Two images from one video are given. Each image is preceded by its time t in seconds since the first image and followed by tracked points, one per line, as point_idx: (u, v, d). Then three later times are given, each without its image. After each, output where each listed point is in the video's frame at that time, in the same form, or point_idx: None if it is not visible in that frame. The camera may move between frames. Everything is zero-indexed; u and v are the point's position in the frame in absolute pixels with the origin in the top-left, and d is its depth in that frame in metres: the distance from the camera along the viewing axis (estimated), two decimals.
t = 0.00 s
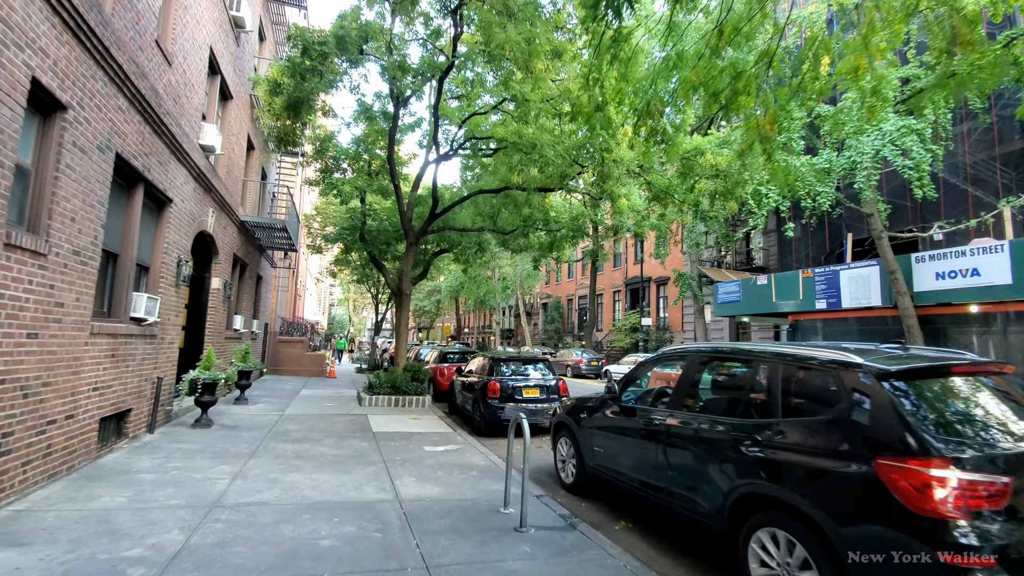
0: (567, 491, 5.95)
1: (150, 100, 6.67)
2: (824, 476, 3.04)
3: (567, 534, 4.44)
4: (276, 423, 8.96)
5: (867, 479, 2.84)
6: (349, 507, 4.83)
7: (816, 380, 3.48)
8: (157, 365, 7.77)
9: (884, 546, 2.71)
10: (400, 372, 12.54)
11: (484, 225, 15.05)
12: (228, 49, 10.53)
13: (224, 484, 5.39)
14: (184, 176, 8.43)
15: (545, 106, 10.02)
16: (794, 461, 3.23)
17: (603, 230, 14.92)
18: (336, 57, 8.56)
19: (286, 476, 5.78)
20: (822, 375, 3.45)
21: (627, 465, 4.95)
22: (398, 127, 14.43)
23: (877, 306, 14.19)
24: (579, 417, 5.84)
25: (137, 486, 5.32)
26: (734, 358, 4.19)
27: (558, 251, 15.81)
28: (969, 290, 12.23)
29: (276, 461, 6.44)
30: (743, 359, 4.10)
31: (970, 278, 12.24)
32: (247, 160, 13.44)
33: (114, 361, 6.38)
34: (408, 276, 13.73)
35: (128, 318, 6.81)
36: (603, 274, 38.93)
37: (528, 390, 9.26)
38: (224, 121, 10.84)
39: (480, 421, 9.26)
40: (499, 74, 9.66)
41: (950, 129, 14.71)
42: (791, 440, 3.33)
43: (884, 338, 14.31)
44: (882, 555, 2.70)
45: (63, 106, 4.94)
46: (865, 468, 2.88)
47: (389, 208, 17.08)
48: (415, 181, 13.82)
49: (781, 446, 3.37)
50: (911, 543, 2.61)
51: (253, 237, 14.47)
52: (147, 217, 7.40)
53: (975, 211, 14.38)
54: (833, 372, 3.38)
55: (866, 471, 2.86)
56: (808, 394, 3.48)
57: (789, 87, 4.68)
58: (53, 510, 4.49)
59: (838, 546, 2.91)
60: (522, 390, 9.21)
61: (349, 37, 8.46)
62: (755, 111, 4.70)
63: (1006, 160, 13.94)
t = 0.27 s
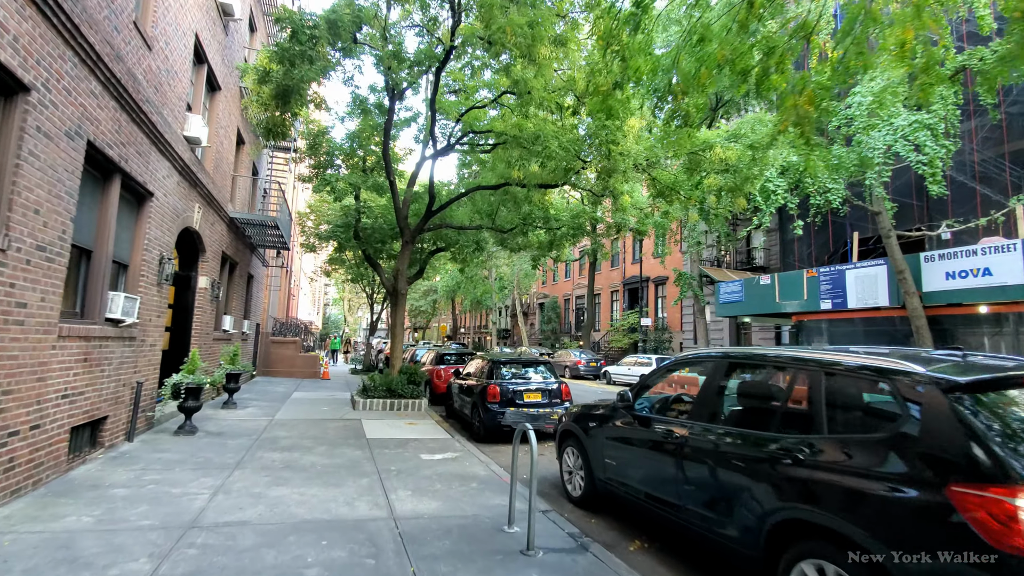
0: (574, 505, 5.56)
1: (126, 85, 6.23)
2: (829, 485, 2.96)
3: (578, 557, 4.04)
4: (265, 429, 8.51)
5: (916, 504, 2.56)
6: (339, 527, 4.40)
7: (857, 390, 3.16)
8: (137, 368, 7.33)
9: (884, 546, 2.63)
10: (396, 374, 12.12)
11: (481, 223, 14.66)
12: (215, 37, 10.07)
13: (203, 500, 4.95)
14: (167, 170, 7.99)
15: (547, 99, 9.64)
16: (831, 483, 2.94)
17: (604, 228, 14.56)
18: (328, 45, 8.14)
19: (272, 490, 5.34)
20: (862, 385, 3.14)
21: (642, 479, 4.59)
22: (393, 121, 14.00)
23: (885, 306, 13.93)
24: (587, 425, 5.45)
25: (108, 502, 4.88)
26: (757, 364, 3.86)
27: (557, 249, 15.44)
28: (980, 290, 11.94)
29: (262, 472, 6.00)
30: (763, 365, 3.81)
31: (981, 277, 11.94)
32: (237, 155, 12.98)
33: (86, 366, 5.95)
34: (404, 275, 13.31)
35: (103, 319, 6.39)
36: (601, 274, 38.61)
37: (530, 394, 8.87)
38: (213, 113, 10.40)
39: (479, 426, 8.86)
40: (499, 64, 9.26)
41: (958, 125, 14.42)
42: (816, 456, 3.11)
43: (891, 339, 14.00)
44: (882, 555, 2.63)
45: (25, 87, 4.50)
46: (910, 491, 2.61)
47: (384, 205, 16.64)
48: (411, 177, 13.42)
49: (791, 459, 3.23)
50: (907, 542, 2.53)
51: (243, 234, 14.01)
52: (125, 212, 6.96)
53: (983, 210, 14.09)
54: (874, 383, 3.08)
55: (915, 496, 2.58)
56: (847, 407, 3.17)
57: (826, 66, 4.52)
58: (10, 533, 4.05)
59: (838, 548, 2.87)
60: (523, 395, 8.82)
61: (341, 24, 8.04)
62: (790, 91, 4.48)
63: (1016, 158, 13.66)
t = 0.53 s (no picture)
0: (588, 514, 5.18)
1: (106, 64, 5.81)
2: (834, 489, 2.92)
3: None
4: (257, 432, 8.10)
5: (967, 519, 2.34)
6: (335, 542, 4.02)
7: (902, 390, 2.90)
8: (119, 369, 6.89)
9: (883, 546, 2.63)
10: (393, 374, 11.72)
11: (481, 219, 14.27)
12: (205, 22, 9.63)
13: (186, 513, 4.53)
14: (153, 159, 7.57)
15: (552, 88, 9.28)
16: (873, 494, 2.72)
17: (607, 225, 14.22)
18: (322, 28, 7.72)
19: (262, 500, 4.94)
20: (906, 382, 2.90)
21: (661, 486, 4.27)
22: (391, 114, 13.58)
23: (893, 305, 13.66)
24: (601, 429, 5.09)
25: (81, 515, 4.45)
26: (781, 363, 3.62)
27: (559, 246, 15.08)
28: (991, 288, 11.58)
29: (252, 480, 5.59)
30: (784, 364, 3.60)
31: (995, 275, 11.53)
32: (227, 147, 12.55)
33: (61, 366, 5.53)
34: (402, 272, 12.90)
35: (80, 315, 5.96)
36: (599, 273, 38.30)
37: (534, 395, 8.49)
38: (205, 101, 10.00)
39: (482, 429, 8.47)
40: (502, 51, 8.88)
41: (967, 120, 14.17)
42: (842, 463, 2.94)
43: (900, 338, 13.71)
44: (882, 555, 2.63)
45: None
46: (958, 506, 2.40)
47: (381, 201, 16.22)
48: (410, 171, 13.01)
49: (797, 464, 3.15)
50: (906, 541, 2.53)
51: (235, 230, 13.55)
52: (106, 201, 6.56)
53: (994, 206, 13.84)
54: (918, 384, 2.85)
55: (963, 511, 2.37)
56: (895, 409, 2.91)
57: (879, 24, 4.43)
58: None
59: (837, 549, 2.86)
60: (527, 396, 8.43)
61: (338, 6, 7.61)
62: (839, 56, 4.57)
63: None
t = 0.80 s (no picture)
0: (605, 531, 4.80)
1: (85, 45, 5.39)
2: (849, 495, 2.86)
3: None
4: (248, 439, 7.68)
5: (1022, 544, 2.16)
6: (332, 567, 3.63)
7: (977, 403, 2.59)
8: (100, 372, 6.46)
9: (885, 546, 2.64)
10: (391, 377, 11.29)
11: (481, 216, 13.88)
12: (194, 8, 9.20)
13: (168, 533, 4.12)
14: (137, 149, 7.15)
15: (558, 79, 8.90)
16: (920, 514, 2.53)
17: (611, 222, 13.84)
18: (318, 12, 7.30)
19: (252, 517, 4.53)
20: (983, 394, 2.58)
21: (688, 500, 3.94)
22: (389, 108, 13.17)
23: (903, 305, 13.37)
24: (619, 440, 4.73)
25: (50, 536, 4.03)
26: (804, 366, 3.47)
27: (560, 245, 14.73)
28: (1004, 288, 11.35)
29: (242, 494, 5.18)
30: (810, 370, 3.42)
31: (1008, 274, 11.29)
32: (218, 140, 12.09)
33: (34, 370, 5.10)
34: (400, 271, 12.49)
35: (56, 316, 5.54)
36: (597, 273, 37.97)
37: (541, 400, 8.08)
38: (194, 91, 9.58)
39: (485, 435, 8.07)
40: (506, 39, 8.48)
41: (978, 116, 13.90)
42: (877, 476, 2.79)
43: (909, 339, 13.43)
44: (882, 555, 2.64)
45: None
46: (1013, 529, 2.21)
47: (378, 198, 15.78)
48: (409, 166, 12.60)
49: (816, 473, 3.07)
50: (910, 542, 2.54)
51: (227, 227, 13.09)
52: (86, 194, 6.15)
53: (1004, 205, 13.59)
54: (980, 392, 2.61)
55: (1018, 534, 2.19)
56: (943, 418, 2.70)
57: None
58: None
59: (837, 548, 2.87)
60: (533, 400, 8.03)
61: None
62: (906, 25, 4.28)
63: None
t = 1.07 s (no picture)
0: (628, 546, 4.39)
1: (57, 14, 4.94)
2: (867, 499, 2.72)
3: None
4: (238, 443, 7.22)
5: None
6: None
7: None
8: (76, 372, 5.99)
9: (885, 546, 2.60)
10: (389, 377, 10.84)
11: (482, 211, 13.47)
12: None
13: (143, 553, 3.68)
14: (119, 133, 6.72)
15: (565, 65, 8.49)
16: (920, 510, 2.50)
17: (616, 218, 13.44)
18: None
19: (238, 533, 4.09)
20: None
21: (723, 513, 3.55)
22: (387, 99, 12.72)
23: (914, 303, 13.05)
24: (643, 446, 4.32)
25: (8, 557, 3.58)
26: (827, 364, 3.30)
27: (563, 241, 14.32)
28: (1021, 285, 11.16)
29: (228, 505, 4.74)
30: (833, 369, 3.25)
31: None
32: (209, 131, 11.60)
33: None
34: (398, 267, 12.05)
35: (27, 310, 5.10)
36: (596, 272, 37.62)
37: (548, 401, 7.65)
38: (182, 76, 9.11)
39: (490, 438, 7.65)
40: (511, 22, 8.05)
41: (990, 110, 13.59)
42: (892, 476, 2.67)
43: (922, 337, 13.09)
44: (882, 555, 2.60)
45: None
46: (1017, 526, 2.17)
47: (374, 193, 15.33)
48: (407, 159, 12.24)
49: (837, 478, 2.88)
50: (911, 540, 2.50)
51: (218, 221, 12.61)
52: (60, 179, 5.69)
53: (1017, 201, 13.28)
54: None
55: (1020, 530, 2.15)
56: None
57: None
58: None
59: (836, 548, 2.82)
60: (540, 402, 7.60)
61: None
62: None
63: None
